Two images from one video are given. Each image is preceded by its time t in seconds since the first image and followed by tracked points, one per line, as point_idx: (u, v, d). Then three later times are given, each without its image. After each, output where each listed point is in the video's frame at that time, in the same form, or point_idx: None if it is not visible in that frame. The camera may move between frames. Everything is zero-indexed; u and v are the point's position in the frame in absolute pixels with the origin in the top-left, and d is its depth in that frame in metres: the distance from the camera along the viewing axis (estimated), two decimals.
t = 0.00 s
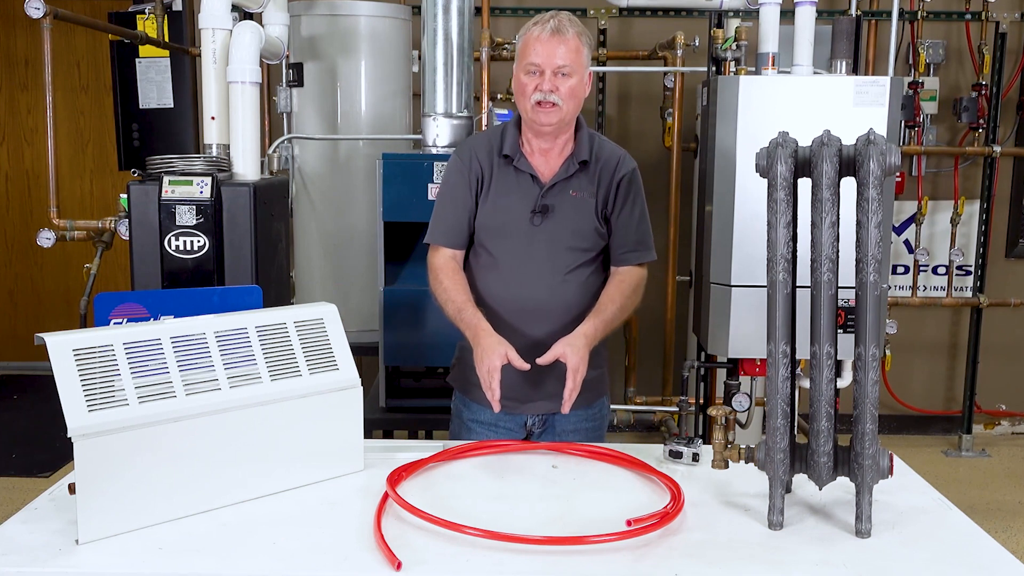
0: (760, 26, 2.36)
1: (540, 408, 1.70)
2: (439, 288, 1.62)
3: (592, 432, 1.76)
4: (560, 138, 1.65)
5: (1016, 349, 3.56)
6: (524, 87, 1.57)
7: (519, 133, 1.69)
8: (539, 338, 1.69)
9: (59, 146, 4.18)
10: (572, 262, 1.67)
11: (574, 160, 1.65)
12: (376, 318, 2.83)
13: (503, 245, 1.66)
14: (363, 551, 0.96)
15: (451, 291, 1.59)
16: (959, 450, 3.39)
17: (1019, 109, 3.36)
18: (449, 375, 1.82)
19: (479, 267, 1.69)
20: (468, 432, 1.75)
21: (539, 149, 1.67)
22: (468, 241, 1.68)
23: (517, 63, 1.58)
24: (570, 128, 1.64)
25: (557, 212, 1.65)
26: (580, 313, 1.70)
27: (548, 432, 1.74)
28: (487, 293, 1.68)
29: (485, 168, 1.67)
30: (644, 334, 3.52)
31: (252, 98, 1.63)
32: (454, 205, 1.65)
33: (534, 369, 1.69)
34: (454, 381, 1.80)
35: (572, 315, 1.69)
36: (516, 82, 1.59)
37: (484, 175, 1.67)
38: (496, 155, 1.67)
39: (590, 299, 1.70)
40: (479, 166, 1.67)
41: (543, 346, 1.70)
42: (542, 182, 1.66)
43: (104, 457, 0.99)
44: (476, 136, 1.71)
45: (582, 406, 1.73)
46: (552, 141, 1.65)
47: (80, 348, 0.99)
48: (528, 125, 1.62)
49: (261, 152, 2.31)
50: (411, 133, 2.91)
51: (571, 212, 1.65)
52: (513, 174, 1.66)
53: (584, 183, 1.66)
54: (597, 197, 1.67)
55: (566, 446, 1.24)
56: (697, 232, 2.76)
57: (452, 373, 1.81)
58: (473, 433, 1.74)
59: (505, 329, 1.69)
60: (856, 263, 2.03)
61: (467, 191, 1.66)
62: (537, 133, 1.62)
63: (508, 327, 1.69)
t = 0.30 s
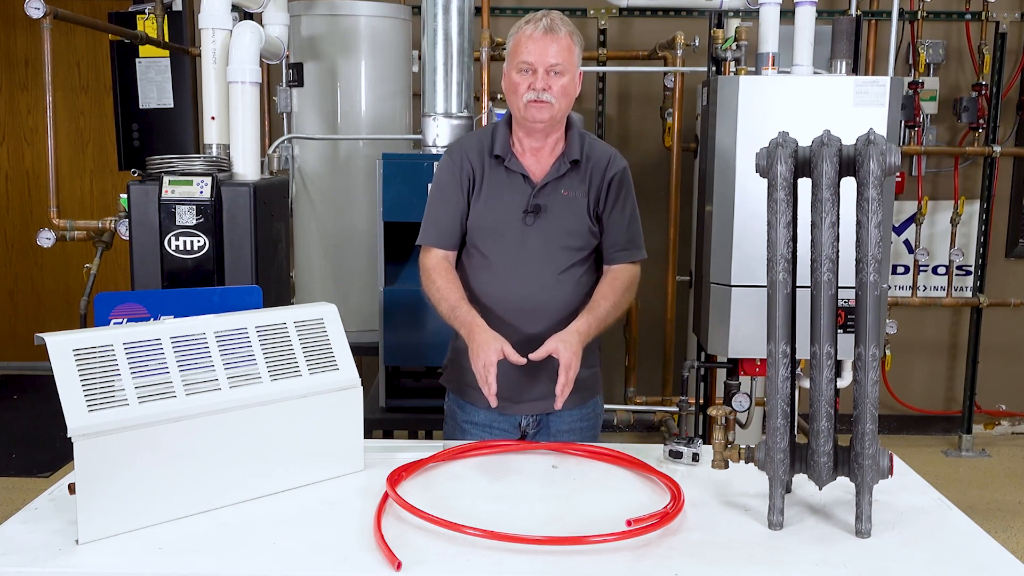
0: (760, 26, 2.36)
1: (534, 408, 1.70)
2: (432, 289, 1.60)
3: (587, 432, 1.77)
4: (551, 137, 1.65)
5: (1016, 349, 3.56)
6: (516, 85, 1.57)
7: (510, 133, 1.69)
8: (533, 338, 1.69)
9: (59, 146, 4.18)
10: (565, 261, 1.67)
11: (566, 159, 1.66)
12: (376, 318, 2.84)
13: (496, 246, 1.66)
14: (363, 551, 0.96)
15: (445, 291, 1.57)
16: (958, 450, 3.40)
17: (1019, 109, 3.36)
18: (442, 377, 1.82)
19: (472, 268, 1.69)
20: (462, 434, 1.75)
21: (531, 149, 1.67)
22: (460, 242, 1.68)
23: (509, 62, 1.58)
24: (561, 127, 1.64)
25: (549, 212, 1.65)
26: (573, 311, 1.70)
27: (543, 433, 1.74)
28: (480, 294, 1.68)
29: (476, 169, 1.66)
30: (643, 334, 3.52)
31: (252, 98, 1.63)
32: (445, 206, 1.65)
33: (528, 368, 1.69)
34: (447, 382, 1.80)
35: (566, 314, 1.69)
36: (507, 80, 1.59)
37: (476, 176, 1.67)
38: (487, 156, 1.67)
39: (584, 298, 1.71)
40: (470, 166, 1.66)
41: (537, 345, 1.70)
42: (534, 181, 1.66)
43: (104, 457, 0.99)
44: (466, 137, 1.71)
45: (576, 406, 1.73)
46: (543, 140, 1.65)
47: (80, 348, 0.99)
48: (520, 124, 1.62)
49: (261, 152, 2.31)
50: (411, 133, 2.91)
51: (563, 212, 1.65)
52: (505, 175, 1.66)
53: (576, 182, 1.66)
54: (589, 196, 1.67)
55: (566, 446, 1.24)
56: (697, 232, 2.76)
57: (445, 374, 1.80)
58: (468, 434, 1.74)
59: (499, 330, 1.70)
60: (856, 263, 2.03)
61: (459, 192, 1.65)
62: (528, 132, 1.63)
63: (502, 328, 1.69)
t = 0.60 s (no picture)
0: (760, 26, 2.36)
1: (532, 408, 1.70)
2: (430, 291, 1.60)
3: (584, 432, 1.77)
4: (546, 138, 1.65)
5: (1016, 349, 3.56)
6: (509, 88, 1.56)
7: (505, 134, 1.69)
8: (530, 339, 1.69)
9: (59, 146, 4.18)
10: (562, 261, 1.67)
11: (561, 160, 1.65)
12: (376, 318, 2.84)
13: (492, 247, 1.66)
14: (363, 551, 0.96)
15: (443, 293, 1.57)
16: (958, 450, 3.40)
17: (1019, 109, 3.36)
18: (439, 377, 1.82)
19: (468, 269, 1.69)
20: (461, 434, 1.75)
21: (526, 150, 1.67)
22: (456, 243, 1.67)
23: (502, 65, 1.57)
24: (556, 128, 1.64)
25: (545, 213, 1.65)
26: (570, 310, 1.70)
27: (541, 433, 1.74)
28: (477, 295, 1.68)
29: (472, 170, 1.66)
30: (643, 334, 3.52)
31: (252, 98, 1.63)
32: (441, 207, 1.65)
33: (526, 369, 1.69)
34: (445, 383, 1.79)
35: (563, 314, 1.69)
36: (501, 82, 1.58)
37: (471, 177, 1.66)
38: (482, 157, 1.67)
39: (581, 297, 1.71)
40: (466, 168, 1.66)
41: (535, 345, 1.70)
42: (529, 182, 1.66)
43: (104, 457, 0.99)
44: (461, 138, 1.71)
45: (574, 406, 1.73)
46: (539, 141, 1.65)
47: (80, 348, 0.99)
48: (515, 126, 1.62)
49: (261, 152, 2.31)
50: (411, 133, 2.91)
51: (559, 212, 1.65)
52: (500, 176, 1.66)
53: (571, 182, 1.66)
54: (585, 196, 1.67)
55: (566, 446, 1.24)
56: (697, 232, 2.76)
57: (443, 374, 1.80)
58: (466, 434, 1.74)
59: (496, 331, 1.70)
60: (856, 263, 2.03)
61: (454, 193, 1.65)
62: (523, 134, 1.62)
63: (500, 329, 1.69)
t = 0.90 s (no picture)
0: (760, 26, 2.36)
1: (532, 409, 1.70)
2: (431, 293, 1.60)
3: (583, 432, 1.77)
4: (545, 139, 1.65)
5: (1016, 349, 3.56)
6: (508, 89, 1.56)
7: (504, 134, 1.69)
8: (530, 340, 1.70)
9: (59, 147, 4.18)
10: (561, 262, 1.67)
11: (561, 161, 1.65)
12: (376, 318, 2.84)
13: (492, 247, 1.66)
14: (363, 551, 0.96)
15: (444, 296, 1.57)
16: (958, 449, 3.40)
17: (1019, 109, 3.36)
18: (439, 377, 1.82)
19: (468, 270, 1.69)
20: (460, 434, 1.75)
21: (525, 151, 1.67)
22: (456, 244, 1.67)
23: (501, 65, 1.57)
24: (555, 128, 1.63)
25: (545, 214, 1.65)
26: (570, 311, 1.70)
27: (541, 433, 1.73)
28: (476, 296, 1.68)
29: (471, 171, 1.66)
30: (644, 333, 3.52)
31: (252, 98, 1.63)
32: (441, 208, 1.65)
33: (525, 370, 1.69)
34: (445, 383, 1.79)
35: (562, 315, 1.69)
36: (500, 82, 1.58)
37: (471, 178, 1.66)
38: (482, 158, 1.66)
39: (581, 298, 1.71)
40: (465, 168, 1.66)
41: (534, 347, 1.70)
42: (529, 183, 1.66)
43: (104, 457, 0.99)
44: (461, 138, 1.71)
45: (573, 406, 1.73)
46: (538, 141, 1.65)
47: (80, 348, 0.99)
48: (513, 127, 1.62)
49: (261, 152, 2.31)
50: (411, 133, 2.91)
51: (559, 213, 1.65)
52: (500, 177, 1.66)
53: (571, 183, 1.66)
54: (584, 197, 1.67)
55: (566, 447, 1.24)
56: (697, 232, 2.76)
57: (443, 375, 1.80)
58: (466, 434, 1.74)
59: (495, 332, 1.70)
60: (856, 263, 2.03)
61: (454, 194, 1.65)
62: (522, 134, 1.62)
63: (499, 330, 1.69)
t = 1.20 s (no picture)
0: (760, 26, 2.36)
1: (532, 409, 1.70)
2: (431, 293, 1.60)
3: (584, 432, 1.76)
4: (545, 138, 1.65)
5: (1016, 348, 3.56)
6: (507, 88, 1.56)
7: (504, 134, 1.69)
8: (530, 340, 1.70)
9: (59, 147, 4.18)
10: (561, 262, 1.67)
11: (561, 160, 1.65)
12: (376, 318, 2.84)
13: (492, 247, 1.66)
14: (363, 551, 0.96)
15: (444, 296, 1.57)
16: (958, 450, 3.40)
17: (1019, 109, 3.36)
18: (439, 378, 1.81)
19: (468, 270, 1.69)
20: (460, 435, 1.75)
21: (525, 150, 1.67)
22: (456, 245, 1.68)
23: (501, 65, 1.57)
24: (555, 128, 1.63)
25: (545, 213, 1.65)
26: (570, 311, 1.70)
27: (541, 434, 1.73)
28: (477, 296, 1.68)
29: (471, 171, 1.66)
30: (643, 333, 3.52)
31: (252, 98, 1.63)
32: (441, 208, 1.65)
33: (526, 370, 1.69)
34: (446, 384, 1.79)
35: (562, 315, 1.69)
36: (499, 82, 1.58)
37: (471, 178, 1.66)
38: (482, 157, 1.66)
39: (581, 298, 1.71)
40: (465, 169, 1.66)
41: (535, 346, 1.70)
42: (529, 183, 1.66)
43: (104, 457, 0.99)
44: (460, 139, 1.71)
45: (573, 406, 1.73)
46: (538, 141, 1.65)
47: (80, 348, 0.99)
48: (513, 126, 1.62)
49: (261, 151, 2.31)
50: (411, 133, 2.91)
51: (559, 213, 1.65)
52: (500, 177, 1.66)
53: (571, 183, 1.66)
54: (584, 196, 1.67)
55: (566, 446, 1.24)
56: (697, 232, 2.76)
57: (443, 376, 1.80)
58: (466, 434, 1.74)
59: (496, 332, 1.70)
60: (856, 263, 2.03)
61: (454, 194, 1.65)
62: (522, 134, 1.62)
63: (500, 329, 1.69)
